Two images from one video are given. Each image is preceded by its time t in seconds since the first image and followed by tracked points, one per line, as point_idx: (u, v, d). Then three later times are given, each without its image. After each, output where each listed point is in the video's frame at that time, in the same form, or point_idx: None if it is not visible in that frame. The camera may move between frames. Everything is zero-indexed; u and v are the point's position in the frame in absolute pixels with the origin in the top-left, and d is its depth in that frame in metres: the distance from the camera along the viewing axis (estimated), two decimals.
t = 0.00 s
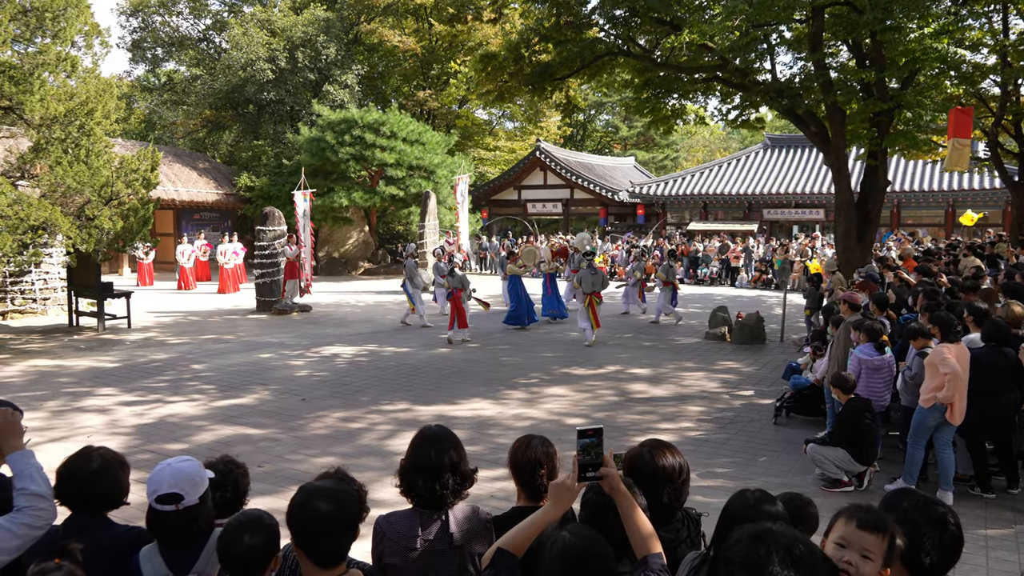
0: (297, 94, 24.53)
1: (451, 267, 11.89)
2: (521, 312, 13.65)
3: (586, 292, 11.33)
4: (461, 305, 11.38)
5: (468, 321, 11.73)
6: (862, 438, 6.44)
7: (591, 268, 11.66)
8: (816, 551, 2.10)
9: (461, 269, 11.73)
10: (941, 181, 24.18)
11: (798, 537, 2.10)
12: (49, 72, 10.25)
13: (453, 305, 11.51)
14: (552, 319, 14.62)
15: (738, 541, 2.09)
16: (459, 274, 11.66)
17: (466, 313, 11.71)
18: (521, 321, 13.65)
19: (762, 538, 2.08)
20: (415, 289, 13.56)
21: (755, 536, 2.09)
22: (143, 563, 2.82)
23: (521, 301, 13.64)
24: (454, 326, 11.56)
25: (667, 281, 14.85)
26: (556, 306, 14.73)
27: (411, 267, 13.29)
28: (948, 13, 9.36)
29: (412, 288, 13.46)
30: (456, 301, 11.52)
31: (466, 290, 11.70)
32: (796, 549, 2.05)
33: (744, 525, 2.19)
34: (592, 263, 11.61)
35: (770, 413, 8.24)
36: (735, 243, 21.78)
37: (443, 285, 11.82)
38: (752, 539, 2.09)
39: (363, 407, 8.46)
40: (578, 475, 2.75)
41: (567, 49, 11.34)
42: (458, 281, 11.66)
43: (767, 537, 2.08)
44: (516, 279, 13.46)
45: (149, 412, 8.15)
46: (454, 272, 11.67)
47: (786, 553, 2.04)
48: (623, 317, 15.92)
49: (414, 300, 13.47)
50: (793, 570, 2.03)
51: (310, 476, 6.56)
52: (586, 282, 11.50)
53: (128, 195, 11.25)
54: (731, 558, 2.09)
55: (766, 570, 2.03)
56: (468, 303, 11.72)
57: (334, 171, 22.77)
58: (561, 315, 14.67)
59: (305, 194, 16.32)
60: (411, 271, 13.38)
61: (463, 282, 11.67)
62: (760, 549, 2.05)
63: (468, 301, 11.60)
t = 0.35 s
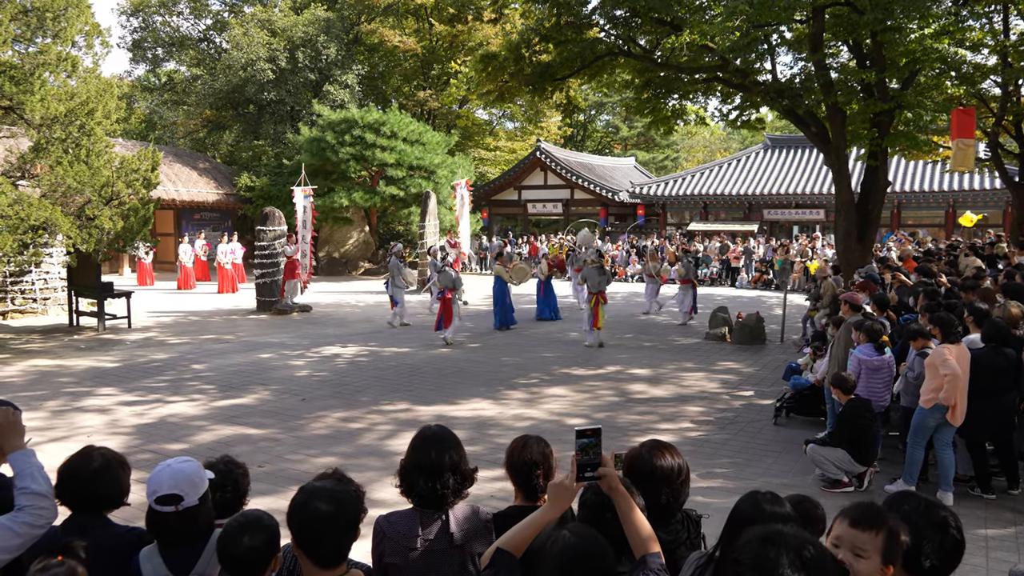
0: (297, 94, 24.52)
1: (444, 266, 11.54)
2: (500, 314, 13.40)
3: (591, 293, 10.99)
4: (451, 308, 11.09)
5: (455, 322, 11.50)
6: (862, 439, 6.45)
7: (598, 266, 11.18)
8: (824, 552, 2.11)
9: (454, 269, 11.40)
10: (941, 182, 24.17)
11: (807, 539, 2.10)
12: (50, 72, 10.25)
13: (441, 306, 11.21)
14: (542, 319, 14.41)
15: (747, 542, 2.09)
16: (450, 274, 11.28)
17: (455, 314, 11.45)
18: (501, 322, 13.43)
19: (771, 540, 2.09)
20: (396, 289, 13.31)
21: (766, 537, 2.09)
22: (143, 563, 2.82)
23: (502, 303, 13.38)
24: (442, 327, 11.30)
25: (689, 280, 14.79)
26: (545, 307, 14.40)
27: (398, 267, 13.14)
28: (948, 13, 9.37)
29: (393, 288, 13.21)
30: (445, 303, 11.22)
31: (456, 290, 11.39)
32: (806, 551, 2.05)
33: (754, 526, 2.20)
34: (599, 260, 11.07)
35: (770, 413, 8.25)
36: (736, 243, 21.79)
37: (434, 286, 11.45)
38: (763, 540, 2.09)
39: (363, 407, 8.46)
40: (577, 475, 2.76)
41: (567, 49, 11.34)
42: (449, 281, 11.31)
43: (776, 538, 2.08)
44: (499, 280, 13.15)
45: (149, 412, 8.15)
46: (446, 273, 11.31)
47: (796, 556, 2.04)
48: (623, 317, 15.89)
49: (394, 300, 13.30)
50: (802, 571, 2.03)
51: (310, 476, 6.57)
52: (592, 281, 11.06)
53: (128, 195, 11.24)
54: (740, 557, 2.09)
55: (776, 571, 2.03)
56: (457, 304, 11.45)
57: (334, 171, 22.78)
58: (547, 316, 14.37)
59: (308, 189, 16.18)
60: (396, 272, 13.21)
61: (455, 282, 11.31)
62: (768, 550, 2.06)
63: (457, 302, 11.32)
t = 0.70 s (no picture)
0: (297, 94, 24.51)
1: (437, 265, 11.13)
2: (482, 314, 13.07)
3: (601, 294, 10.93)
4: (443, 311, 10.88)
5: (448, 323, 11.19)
6: (862, 439, 6.45)
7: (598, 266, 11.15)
8: (832, 549, 2.11)
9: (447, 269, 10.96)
10: (941, 182, 24.15)
11: (817, 538, 2.11)
12: (50, 72, 10.25)
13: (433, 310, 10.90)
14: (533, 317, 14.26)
15: (757, 538, 2.10)
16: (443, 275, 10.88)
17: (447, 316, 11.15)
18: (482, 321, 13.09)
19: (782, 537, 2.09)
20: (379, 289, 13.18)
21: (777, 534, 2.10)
22: (143, 563, 2.82)
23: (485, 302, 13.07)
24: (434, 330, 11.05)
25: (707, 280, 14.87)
26: (537, 306, 14.24)
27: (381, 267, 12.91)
28: (948, 13, 9.38)
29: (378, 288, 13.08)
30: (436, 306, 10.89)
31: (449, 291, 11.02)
32: (816, 547, 2.07)
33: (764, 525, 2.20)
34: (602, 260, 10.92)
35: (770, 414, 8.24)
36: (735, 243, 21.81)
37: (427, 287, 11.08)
38: (773, 538, 2.09)
39: (363, 407, 8.46)
40: (575, 475, 2.77)
41: (567, 49, 11.32)
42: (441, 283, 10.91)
43: (787, 537, 2.09)
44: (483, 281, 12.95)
45: (149, 412, 8.15)
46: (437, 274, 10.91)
47: (807, 553, 2.04)
48: (623, 318, 15.83)
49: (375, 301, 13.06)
50: (812, 569, 2.04)
51: (309, 477, 6.56)
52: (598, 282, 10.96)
53: (128, 195, 11.24)
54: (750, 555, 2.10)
55: (786, 569, 2.03)
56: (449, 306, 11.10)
57: (334, 171, 22.76)
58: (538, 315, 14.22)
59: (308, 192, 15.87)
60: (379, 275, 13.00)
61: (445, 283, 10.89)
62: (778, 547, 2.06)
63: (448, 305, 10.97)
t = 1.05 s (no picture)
0: (297, 94, 24.51)
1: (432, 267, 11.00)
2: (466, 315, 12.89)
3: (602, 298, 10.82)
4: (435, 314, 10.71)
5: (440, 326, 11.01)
6: (861, 439, 6.45)
7: (601, 269, 10.98)
8: (839, 551, 2.16)
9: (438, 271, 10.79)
10: (942, 183, 24.15)
11: (827, 540, 2.18)
12: (50, 72, 10.25)
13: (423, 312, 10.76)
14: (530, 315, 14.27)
15: (771, 538, 2.14)
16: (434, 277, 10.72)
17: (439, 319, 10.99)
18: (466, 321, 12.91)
19: (794, 538, 2.15)
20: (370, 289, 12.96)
21: (791, 534, 2.15)
22: (143, 563, 2.82)
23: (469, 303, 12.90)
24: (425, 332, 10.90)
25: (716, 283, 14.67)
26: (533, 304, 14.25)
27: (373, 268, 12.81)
28: (948, 15, 9.40)
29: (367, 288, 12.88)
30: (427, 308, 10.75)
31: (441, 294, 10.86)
32: (828, 548, 2.14)
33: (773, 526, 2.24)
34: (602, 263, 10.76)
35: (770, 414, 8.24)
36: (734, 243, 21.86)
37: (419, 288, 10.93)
38: (788, 538, 2.14)
39: (363, 407, 8.46)
40: (571, 476, 2.79)
41: (568, 49, 11.29)
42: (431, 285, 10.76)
43: (799, 538, 2.14)
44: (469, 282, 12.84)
45: (149, 412, 8.15)
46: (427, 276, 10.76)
47: (818, 553, 2.11)
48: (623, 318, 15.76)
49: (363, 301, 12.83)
50: (822, 568, 2.11)
51: (309, 477, 6.56)
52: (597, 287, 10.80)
53: (128, 195, 11.22)
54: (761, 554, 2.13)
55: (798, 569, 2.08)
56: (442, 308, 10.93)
57: (335, 171, 22.72)
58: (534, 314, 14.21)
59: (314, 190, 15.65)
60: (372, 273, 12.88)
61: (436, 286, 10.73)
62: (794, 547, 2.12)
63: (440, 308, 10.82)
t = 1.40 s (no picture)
0: (251, 56, 22.33)
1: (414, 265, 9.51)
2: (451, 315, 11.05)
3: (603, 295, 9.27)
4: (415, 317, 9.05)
5: (422, 335, 9.40)
6: (928, 468, 5.22)
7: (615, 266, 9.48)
8: None
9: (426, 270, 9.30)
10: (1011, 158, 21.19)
11: None
12: None
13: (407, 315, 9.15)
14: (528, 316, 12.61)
15: None
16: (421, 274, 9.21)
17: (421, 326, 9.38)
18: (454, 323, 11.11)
19: None
20: (340, 288, 11.49)
21: None
22: None
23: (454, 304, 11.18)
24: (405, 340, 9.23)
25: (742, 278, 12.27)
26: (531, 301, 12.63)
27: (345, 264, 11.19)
28: None
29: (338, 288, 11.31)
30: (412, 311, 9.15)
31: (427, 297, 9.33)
32: None
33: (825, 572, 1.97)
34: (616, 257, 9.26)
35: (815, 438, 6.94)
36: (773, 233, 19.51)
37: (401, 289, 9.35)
38: None
39: (332, 427, 7.10)
40: (577, 509, 2.43)
41: None
42: (417, 283, 9.23)
43: None
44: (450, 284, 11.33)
45: (71, 436, 6.76)
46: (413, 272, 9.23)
47: None
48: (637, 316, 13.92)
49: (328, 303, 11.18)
50: None
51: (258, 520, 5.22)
52: (606, 283, 9.27)
53: (48, 175, 9.85)
54: None
55: None
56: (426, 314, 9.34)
57: (297, 147, 20.33)
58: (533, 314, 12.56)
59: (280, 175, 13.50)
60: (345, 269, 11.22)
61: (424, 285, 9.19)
62: None
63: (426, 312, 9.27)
